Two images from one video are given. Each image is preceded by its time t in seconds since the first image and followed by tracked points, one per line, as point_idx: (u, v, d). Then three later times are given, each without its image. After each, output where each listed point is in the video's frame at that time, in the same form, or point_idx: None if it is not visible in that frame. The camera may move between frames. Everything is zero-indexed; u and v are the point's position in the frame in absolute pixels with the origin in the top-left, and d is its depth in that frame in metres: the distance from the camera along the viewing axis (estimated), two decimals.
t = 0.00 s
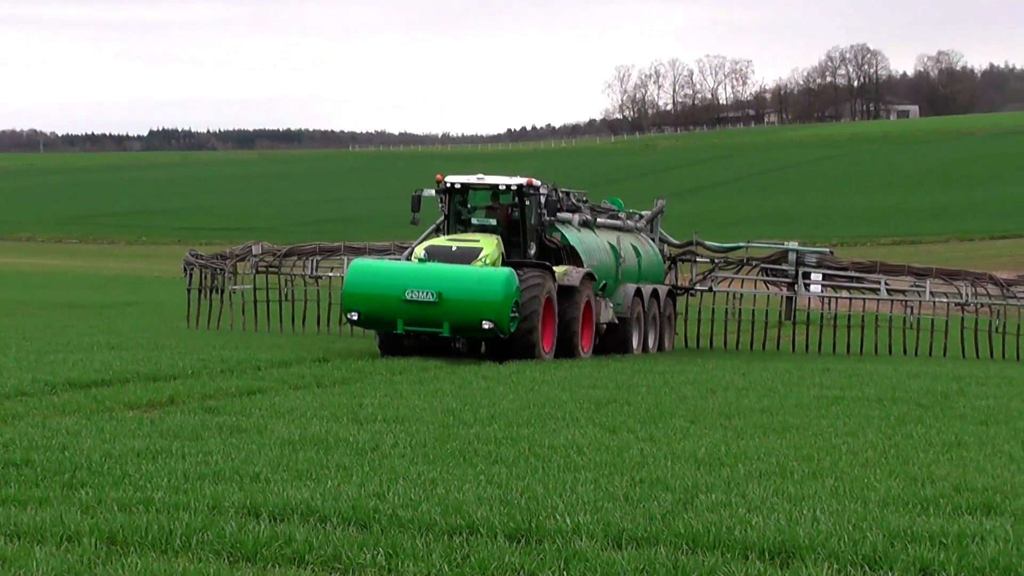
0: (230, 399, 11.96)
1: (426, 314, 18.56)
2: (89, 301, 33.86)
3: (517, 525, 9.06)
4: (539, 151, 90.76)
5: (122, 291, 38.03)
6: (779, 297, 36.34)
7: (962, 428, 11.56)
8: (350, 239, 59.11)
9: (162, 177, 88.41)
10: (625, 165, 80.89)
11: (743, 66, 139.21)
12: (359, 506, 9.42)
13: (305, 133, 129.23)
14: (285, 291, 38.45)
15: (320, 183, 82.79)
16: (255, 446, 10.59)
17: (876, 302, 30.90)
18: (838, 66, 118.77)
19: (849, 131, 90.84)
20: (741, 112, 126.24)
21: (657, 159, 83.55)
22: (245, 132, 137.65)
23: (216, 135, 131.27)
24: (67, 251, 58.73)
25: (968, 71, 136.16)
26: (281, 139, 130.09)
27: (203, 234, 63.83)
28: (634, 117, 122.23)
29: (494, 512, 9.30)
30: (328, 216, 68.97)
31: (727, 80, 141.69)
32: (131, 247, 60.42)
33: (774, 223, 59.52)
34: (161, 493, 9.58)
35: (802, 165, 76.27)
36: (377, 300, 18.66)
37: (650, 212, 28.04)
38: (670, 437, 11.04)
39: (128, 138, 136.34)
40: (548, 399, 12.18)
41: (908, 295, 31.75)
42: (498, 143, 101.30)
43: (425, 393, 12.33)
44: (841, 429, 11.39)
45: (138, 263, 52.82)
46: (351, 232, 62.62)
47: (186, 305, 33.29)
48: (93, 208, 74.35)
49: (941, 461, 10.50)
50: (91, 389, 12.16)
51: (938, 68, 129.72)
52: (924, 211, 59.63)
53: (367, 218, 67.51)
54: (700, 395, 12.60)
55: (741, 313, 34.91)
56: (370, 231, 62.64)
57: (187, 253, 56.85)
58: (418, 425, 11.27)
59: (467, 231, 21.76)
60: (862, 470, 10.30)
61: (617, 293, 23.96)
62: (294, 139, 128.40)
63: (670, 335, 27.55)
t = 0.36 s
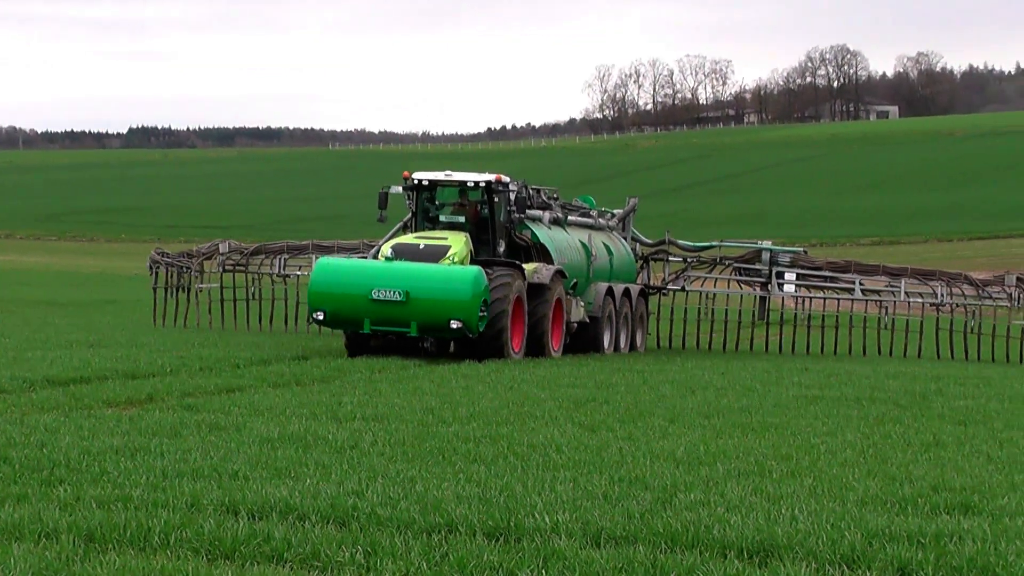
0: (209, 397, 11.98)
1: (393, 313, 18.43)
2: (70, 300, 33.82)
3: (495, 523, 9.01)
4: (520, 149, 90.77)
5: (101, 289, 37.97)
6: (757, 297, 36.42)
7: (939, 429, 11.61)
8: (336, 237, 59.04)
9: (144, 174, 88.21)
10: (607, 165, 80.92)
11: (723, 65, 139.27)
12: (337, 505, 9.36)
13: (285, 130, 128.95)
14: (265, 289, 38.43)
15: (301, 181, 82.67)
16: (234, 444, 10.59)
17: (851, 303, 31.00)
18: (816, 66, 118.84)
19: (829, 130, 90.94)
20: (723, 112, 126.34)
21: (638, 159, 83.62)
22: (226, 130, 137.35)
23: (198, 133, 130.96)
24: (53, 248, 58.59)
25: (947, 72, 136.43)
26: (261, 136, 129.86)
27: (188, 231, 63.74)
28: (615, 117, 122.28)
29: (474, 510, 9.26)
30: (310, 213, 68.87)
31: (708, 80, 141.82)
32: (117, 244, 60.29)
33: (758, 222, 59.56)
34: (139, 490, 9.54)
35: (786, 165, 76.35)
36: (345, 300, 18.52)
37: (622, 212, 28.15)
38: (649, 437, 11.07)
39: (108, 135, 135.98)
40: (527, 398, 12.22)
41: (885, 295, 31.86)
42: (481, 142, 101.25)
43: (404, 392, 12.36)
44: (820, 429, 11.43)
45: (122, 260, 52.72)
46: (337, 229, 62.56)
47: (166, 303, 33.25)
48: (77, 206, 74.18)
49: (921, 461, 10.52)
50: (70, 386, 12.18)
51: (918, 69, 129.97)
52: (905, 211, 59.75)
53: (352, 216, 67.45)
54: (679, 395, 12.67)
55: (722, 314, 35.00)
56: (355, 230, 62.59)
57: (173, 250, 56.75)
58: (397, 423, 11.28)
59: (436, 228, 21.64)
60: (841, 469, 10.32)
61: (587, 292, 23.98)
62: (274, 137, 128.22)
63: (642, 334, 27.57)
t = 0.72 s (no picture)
0: (200, 396, 12.00)
1: (371, 312, 18.27)
2: (59, 298, 33.77)
3: (487, 522, 9.00)
4: (511, 148, 90.73)
5: (91, 287, 37.96)
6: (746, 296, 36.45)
7: (930, 428, 11.65)
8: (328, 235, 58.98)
9: (133, 173, 88.04)
10: (597, 164, 80.87)
11: (712, 64, 139.15)
12: (329, 504, 9.35)
13: (274, 129, 128.67)
14: (254, 286, 38.40)
15: (291, 180, 82.55)
16: (225, 443, 10.59)
17: (838, 302, 31.06)
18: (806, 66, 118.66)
19: (820, 130, 90.84)
20: (712, 111, 126.26)
21: (628, 158, 83.55)
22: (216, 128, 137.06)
23: (187, 131, 130.70)
24: (44, 246, 58.49)
25: (937, 71, 136.45)
26: (250, 136, 129.62)
27: (181, 230, 63.64)
28: (605, 116, 122.12)
29: (465, 509, 9.27)
30: (303, 212, 68.84)
31: (698, 79, 141.75)
32: (109, 242, 60.19)
33: (751, 221, 59.53)
34: (130, 489, 9.53)
35: (778, 164, 76.34)
36: (321, 299, 18.36)
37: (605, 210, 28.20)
38: (640, 435, 11.10)
39: (97, 132, 135.72)
40: (519, 397, 12.26)
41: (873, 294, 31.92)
42: (470, 141, 101.08)
43: (395, 390, 12.38)
44: (811, 428, 11.46)
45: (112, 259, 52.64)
46: (330, 228, 62.51)
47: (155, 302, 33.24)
48: (67, 205, 74.04)
49: (911, 461, 10.54)
50: (61, 385, 12.21)
51: (908, 69, 129.95)
52: (896, 210, 59.79)
53: (344, 213, 67.34)
54: (670, 393, 12.71)
55: (712, 312, 35.03)
56: (348, 228, 62.53)
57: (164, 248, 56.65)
58: (388, 421, 11.31)
59: (415, 226, 21.52)
60: (830, 468, 10.33)
61: (570, 291, 23.97)
62: (265, 135, 128.12)
63: (626, 333, 27.56)
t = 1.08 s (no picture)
0: (211, 395, 12.03)
1: (369, 311, 18.19)
2: (74, 298, 33.81)
3: (499, 520, 8.99)
4: (524, 147, 90.65)
5: (104, 286, 38.05)
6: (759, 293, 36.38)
7: (942, 425, 11.62)
8: (346, 235, 58.97)
9: (148, 173, 88.09)
10: (613, 163, 80.72)
11: (725, 62, 138.75)
12: (341, 502, 9.36)
13: (288, 129, 128.59)
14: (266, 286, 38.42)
15: (305, 179, 82.53)
16: (237, 443, 10.61)
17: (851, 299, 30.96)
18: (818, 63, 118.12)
19: (834, 128, 90.49)
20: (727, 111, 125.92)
21: (642, 156, 83.37)
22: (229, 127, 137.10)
23: (201, 131, 130.80)
24: (63, 247, 58.57)
25: (951, 69, 135.90)
26: (264, 134, 129.56)
27: (199, 229, 63.69)
28: (618, 115, 121.86)
29: (476, 507, 9.26)
30: (318, 211, 68.88)
31: (711, 77, 141.31)
32: (127, 242, 60.28)
33: (768, 219, 59.38)
34: (142, 489, 9.55)
35: (794, 162, 76.14)
36: (319, 298, 18.31)
37: (610, 207, 28.18)
38: (651, 434, 11.08)
39: (110, 133, 135.94)
40: (530, 395, 12.25)
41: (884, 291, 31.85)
42: (483, 140, 100.89)
43: (406, 389, 12.40)
44: (824, 426, 11.44)
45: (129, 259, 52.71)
46: (349, 228, 62.52)
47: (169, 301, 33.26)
48: (84, 205, 74.14)
49: (923, 458, 10.51)
50: (73, 384, 12.25)
51: (920, 67, 129.62)
52: (913, 207, 59.65)
53: (362, 213, 67.32)
54: (682, 391, 12.70)
55: (728, 309, 34.98)
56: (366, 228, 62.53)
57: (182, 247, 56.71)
58: (399, 420, 11.32)
59: (414, 223, 21.57)
60: (843, 467, 10.31)
61: (572, 290, 23.97)
62: (277, 134, 128.13)
63: (631, 331, 27.54)
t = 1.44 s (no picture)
0: (211, 393, 12.01)
1: (355, 308, 18.16)
2: (71, 295, 33.83)
3: (498, 517, 8.99)
4: (521, 144, 90.84)
5: (102, 283, 38.10)
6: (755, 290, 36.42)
7: (942, 421, 11.63)
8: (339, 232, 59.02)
9: (143, 170, 88.05)
10: (608, 160, 80.71)
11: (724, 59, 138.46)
12: (340, 500, 9.34)
13: (285, 126, 128.48)
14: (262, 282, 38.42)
15: (300, 177, 82.49)
16: (237, 441, 10.60)
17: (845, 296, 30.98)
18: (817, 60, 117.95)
19: (832, 125, 90.44)
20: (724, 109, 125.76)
21: (639, 153, 83.34)
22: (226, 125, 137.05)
23: (197, 128, 130.75)
24: (56, 244, 58.54)
25: (950, 65, 135.72)
26: (260, 131, 129.44)
27: (192, 227, 63.71)
28: (614, 111, 121.75)
29: (476, 504, 9.26)
30: (313, 208, 68.97)
31: (710, 74, 141.19)
32: (120, 240, 60.31)
33: (760, 216, 59.40)
34: (141, 486, 9.53)
35: (789, 159, 76.14)
36: (305, 295, 18.27)
37: (602, 202, 28.17)
38: (650, 431, 11.09)
39: (109, 129, 136.05)
40: (531, 392, 12.26)
41: (879, 288, 31.85)
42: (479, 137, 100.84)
43: (406, 386, 12.39)
44: (824, 423, 11.46)
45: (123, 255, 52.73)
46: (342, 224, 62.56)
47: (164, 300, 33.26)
48: (78, 202, 74.15)
49: (922, 454, 10.51)
50: (73, 382, 12.23)
51: (918, 63, 129.70)
52: (905, 204, 59.72)
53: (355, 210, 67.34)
54: (683, 388, 12.70)
55: (723, 306, 34.99)
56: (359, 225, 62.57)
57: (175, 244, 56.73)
58: (400, 418, 11.31)
59: (400, 218, 21.51)
60: (842, 463, 10.32)
61: (564, 287, 23.95)
62: (275, 130, 128.39)
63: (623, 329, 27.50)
